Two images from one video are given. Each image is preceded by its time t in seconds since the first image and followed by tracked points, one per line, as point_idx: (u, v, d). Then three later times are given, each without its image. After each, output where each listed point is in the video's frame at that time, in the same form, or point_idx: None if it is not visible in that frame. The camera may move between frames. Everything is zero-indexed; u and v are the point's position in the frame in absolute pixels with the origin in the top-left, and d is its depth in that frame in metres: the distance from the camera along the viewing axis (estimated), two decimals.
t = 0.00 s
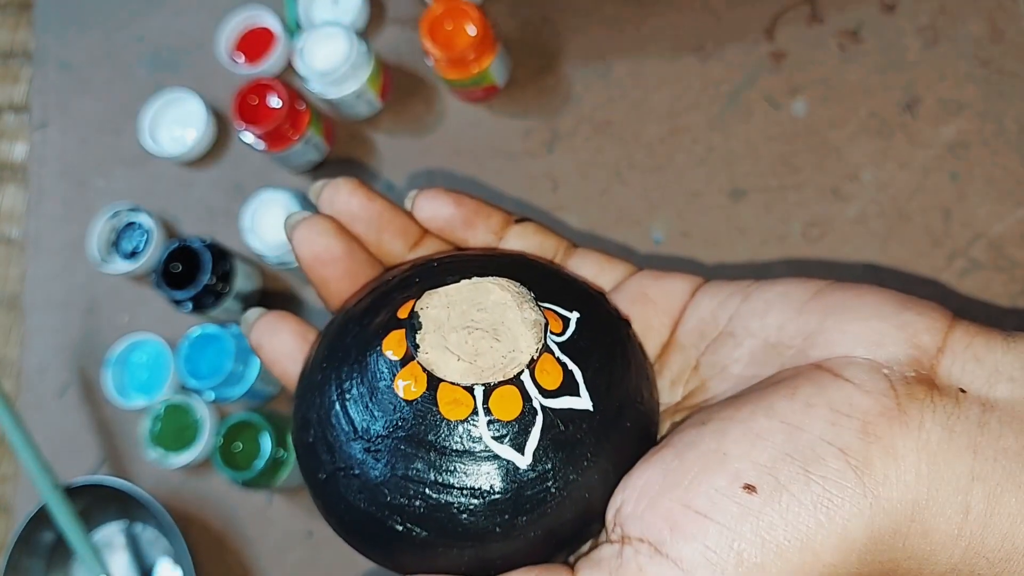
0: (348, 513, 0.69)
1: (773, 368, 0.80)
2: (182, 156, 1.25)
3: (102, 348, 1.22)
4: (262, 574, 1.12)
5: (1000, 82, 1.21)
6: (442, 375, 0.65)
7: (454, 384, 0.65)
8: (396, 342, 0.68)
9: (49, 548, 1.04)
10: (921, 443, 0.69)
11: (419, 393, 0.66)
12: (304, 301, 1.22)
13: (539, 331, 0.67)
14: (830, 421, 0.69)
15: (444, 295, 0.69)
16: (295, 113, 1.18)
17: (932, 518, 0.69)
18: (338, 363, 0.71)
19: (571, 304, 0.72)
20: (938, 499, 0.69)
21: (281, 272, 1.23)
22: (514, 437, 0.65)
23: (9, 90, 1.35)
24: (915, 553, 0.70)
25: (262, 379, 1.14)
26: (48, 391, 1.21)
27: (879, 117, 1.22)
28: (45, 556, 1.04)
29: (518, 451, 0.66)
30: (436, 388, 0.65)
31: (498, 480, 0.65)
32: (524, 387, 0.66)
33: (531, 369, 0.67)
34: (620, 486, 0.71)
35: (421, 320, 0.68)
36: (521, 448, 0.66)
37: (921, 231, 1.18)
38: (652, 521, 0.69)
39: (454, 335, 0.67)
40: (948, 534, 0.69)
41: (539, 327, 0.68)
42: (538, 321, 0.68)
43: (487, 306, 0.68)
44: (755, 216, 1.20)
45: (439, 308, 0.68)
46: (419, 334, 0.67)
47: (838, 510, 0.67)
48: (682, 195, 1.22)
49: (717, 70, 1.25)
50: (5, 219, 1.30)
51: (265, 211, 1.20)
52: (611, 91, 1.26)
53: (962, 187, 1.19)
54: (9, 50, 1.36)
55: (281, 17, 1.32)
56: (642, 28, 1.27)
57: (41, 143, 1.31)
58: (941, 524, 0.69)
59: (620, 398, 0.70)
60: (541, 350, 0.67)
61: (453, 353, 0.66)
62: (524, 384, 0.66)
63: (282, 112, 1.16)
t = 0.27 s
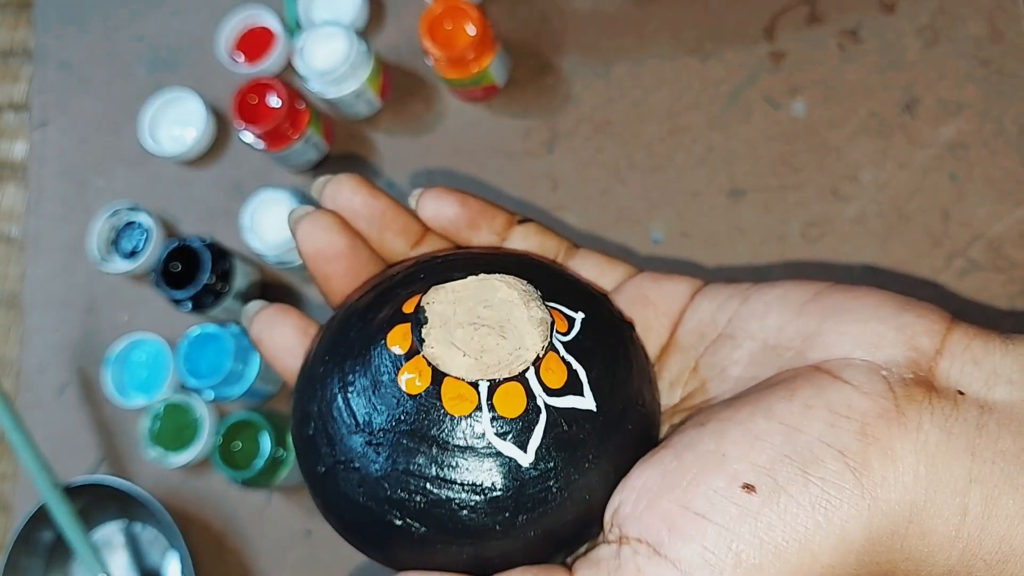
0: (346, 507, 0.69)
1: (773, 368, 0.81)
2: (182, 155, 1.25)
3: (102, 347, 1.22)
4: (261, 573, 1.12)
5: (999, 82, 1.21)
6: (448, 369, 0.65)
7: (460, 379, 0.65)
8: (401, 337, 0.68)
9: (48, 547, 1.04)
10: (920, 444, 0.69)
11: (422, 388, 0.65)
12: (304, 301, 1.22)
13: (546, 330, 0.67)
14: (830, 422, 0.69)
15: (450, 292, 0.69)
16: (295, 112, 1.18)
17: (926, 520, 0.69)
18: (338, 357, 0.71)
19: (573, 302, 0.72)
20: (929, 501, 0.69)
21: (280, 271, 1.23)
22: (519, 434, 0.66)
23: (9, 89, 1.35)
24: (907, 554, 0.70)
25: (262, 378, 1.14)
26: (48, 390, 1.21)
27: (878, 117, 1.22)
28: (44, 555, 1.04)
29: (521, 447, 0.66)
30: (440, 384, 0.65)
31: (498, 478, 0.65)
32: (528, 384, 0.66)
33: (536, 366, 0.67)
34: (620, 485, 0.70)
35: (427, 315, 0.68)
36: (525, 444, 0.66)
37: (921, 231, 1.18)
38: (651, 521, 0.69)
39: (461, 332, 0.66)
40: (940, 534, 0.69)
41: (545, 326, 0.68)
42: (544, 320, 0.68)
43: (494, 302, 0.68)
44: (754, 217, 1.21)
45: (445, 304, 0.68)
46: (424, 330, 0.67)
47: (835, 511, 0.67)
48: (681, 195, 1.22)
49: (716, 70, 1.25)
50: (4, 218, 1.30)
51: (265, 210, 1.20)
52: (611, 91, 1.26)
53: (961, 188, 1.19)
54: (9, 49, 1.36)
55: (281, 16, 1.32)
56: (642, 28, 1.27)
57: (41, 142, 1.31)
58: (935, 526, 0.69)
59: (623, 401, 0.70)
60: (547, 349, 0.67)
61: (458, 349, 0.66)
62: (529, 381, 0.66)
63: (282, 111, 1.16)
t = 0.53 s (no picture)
0: (347, 372, 0.65)
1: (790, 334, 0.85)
2: (182, 154, 1.25)
3: (102, 346, 1.23)
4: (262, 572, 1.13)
5: (999, 81, 1.21)
6: (514, 223, 0.63)
7: (524, 234, 0.62)
8: (457, 194, 0.65)
9: (49, 547, 1.05)
10: (964, 393, 0.67)
11: (482, 242, 0.62)
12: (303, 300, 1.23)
13: (613, 224, 0.67)
14: (876, 358, 0.66)
15: (519, 162, 0.67)
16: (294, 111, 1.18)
17: (964, 476, 0.68)
18: (374, 212, 0.67)
19: (622, 229, 0.72)
20: (971, 457, 0.67)
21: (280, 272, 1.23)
22: (566, 311, 0.63)
23: (9, 89, 1.35)
24: (940, 506, 0.69)
25: (261, 378, 1.14)
26: (47, 390, 1.21)
27: (877, 116, 1.22)
28: (44, 556, 1.04)
29: (560, 325, 0.62)
30: (504, 232, 0.62)
31: (520, 351, 0.62)
32: (587, 265, 0.64)
33: (600, 250, 0.65)
34: (642, 401, 0.67)
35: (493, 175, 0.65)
36: (570, 325, 0.63)
37: (921, 230, 1.18)
38: (677, 422, 0.64)
39: (528, 197, 0.64)
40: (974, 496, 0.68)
41: (613, 222, 0.67)
42: (612, 214, 0.67)
43: (562, 185, 0.67)
44: (754, 216, 1.21)
45: (512, 172, 0.66)
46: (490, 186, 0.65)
47: (877, 438, 0.64)
48: (681, 194, 1.22)
49: (716, 69, 1.25)
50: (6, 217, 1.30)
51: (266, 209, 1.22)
52: (610, 89, 1.26)
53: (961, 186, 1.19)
54: (9, 48, 1.36)
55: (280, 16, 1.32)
56: (641, 28, 1.27)
57: (41, 141, 1.31)
58: (971, 484, 0.68)
59: (658, 322, 0.69)
60: (609, 241, 0.66)
61: (526, 210, 0.63)
62: (589, 263, 0.64)
63: (281, 111, 1.17)
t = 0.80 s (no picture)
0: (350, 357, 0.64)
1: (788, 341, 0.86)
2: (181, 155, 1.25)
3: (100, 347, 1.23)
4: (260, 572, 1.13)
5: (997, 84, 1.22)
6: (523, 211, 0.63)
7: (532, 223, 0.63)
8: (467, 185, 0.66)
9: (47, 548, 1.04)
10: (967, 389, 0.67)
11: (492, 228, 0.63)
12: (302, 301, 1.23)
13: (619, 218, 0.67)
14: (877, 352, 0.67)
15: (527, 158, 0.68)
16: (292, 112, 1.18)
17: (969, 471, 0.67)
18: (389, 207, 0.69)
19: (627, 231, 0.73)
20: (975, 453, 0.67)
21: (280, 273, 1.24)
22: (572, 300, 0.63)
23: (7, 90, 1.35)
24: (946, 502, 0.68)
25: (261, 379, 1.14)
26: (45, 391, 1.21)
27: (875, 118, 1.22)
28: (43, 556, 1.04)
29: (569, 316, 0.62)
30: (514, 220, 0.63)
31: (525, 337, 0.61)
32: (593, 257, 0.64)
33: (606, 243, 0.65)
34: (645, 394, 0.66)
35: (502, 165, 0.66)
36: (575, 316, 0.63)
37: (919, 232, 1.18)
38: (681, 413, 0.64)
39: (535, 188, 0.65)
40: (979, 493, 0.68)
41: (618, 217, 0.67)
42: (618, 210, 0.68)
43: (569, 180, 0.68)
44: (752, 217, 1.21)
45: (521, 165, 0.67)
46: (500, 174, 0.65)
47: (882, 429, 0.64)
48: (679, 195, 1.22)
49: (714, 71, 1.25)
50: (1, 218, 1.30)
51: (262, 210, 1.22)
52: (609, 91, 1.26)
53: (959, 189, 1.19)
54: (7, 49, 1.36)
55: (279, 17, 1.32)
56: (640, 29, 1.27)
57: (39, 143, 1.31)
58: (976, 480, 0.67)
59: (662, 319, 0.69)
60: (616, 233, 0.66)
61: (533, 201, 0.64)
62: (594, 255, 0.65)
63: (280, 111, 1.17)
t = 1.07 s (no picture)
0: (351, 352, 0.64)
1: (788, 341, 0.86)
2: (180, 155, 1.25)
3: (100, 347, 1.23)
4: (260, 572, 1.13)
5: (997, 84, 1.22)
6: (523, 208, 0.63)
7: (532, 220, 0.63)
8: (468, 182, 0.66)
9: (46, 548, 1.04)
10: (967, 390, 0.67)
11: (492, 225, 0.63)
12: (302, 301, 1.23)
13: (619, 217, 0.67)
14: (876, 353, 0.67)
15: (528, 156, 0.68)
16: (293, 112, 1.18)
17: (968, 473, 0.67)
18: (391, 203, 0.69)
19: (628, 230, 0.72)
20: (975, 454, 0.67)
21: (280, 272, 1.24)
22: (572, 297, 0.63)
23: (7, 91, 1.34)
24: (945, 502, 0.68)
25: (260, 379, 1.14)
26: (45, 391, 1.21)
27: (875, 118, 1.22)
28: (43, 556, 1.04)
29: (569, 313, 0.62)
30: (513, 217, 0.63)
31: (525, 333, 0.61)
32: (593, 254, 0.64)
33: (606, 241, 0.65)
34: (645, 392, 0.66)
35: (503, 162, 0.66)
36: (575, 313, 0.62)
37: (919, 232, 1.18)
38: (681, 412, 0.64)
39: (536, 185, 0.65)
40: (978, 494, 0.68)
41: (619, 216, 0.67)
42: (618, 208, 0.68)
43: (570, 178, 0.67)
44: (752, 217, 1.21)
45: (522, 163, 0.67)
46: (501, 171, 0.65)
47: (881, 429, 0.64)
48: (679, 195, 1.22)
49: (714, 71, 1.25)
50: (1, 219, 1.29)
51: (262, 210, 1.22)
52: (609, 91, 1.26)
53: (958, 189, 1.19)
54: (6, 49, 1.36)
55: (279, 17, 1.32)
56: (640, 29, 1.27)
57: (39, 142, 1.31)
58: (975, 481, 0.67)
59: (662, 317, 0.69)
60: (617, 231, 0.66)
61: (534, 198, 0.64)
62: (594, 252, 0.64)
63: (280, 111, 1.16)
